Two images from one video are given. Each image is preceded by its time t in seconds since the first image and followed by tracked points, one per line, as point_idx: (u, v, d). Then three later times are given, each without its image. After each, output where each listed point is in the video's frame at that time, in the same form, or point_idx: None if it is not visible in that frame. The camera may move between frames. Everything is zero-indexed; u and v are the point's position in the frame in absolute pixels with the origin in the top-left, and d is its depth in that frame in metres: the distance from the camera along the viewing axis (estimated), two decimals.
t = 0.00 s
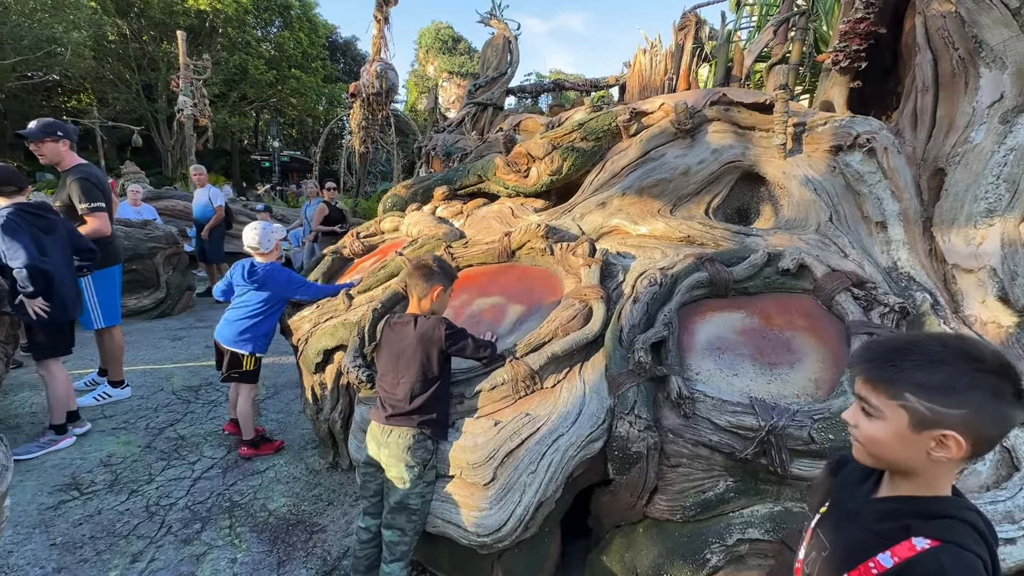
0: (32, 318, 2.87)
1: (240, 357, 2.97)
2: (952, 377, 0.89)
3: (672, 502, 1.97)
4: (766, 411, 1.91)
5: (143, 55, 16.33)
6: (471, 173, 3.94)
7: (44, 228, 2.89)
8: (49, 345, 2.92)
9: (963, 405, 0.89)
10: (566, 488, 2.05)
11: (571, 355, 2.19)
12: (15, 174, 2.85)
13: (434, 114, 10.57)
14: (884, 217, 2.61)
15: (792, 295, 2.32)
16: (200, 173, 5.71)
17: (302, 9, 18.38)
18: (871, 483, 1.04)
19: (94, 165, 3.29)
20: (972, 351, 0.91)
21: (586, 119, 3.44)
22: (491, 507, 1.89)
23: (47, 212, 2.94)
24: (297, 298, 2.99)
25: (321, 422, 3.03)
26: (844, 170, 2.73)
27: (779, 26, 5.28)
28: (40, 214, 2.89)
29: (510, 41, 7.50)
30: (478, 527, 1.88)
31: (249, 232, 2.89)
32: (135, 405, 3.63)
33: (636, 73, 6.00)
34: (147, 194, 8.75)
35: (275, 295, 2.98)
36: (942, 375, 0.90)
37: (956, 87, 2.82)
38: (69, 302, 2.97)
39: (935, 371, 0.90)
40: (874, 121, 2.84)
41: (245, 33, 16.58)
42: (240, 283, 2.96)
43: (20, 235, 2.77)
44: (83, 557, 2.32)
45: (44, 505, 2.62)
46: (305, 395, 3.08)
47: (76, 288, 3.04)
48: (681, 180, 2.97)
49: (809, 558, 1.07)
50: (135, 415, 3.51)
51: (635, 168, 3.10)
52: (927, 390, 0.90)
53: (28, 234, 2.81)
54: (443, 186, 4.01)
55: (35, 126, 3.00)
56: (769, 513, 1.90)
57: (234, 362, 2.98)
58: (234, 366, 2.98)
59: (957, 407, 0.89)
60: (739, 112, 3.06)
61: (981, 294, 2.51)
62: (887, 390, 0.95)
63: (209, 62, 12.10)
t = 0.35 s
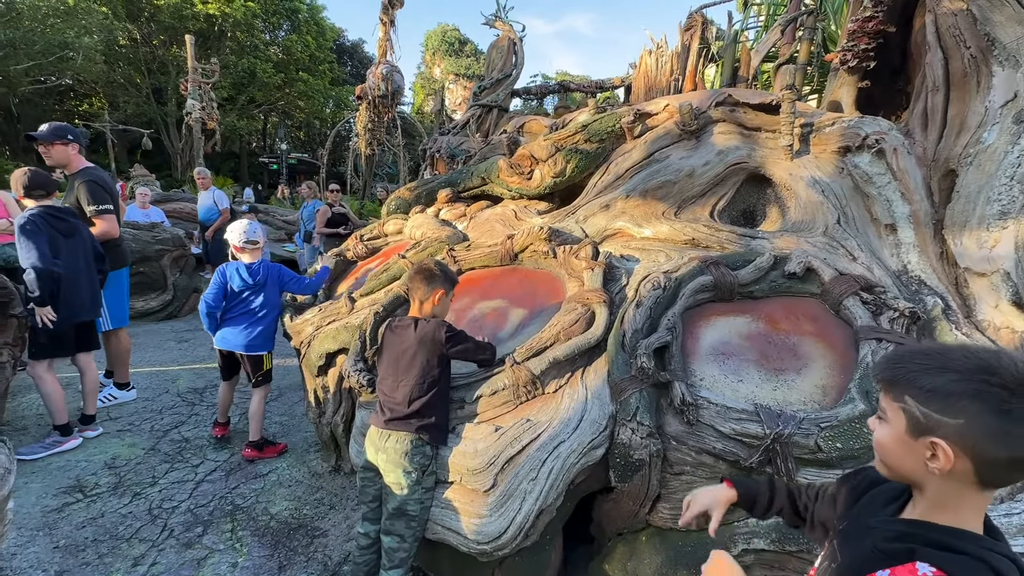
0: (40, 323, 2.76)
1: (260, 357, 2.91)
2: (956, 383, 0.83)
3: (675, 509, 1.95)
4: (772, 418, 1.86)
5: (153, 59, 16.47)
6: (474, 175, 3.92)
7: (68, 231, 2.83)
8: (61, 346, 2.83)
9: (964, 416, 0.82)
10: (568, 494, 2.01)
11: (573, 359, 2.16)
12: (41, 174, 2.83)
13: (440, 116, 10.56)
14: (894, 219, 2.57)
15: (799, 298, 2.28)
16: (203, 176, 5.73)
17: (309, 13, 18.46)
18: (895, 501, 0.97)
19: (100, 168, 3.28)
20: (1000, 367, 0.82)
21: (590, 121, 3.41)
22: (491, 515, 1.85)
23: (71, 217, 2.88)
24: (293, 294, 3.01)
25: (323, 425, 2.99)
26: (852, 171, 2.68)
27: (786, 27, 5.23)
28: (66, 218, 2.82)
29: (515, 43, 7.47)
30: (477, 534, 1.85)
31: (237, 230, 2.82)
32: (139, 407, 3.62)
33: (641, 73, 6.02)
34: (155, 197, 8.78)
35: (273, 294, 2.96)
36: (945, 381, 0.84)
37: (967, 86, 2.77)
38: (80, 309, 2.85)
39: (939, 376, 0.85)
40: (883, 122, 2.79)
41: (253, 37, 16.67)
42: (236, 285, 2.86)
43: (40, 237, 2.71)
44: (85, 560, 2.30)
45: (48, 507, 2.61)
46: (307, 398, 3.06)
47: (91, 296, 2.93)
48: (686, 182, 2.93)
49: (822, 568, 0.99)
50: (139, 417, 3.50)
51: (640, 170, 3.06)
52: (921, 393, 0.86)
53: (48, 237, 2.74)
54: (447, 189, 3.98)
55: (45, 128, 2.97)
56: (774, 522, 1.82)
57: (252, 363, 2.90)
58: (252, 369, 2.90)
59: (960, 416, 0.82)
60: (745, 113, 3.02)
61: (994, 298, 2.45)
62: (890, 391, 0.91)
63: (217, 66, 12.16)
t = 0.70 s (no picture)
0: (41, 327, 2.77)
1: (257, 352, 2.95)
2: (903, 367, 0.90)
3: (681, 514, 1.93)
4: (779, 423, 1.85)
5: (167, 64, 16.65)
6: (481, 178, 3.91)
7: (73, 237, 2.76)
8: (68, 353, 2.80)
9: (905, 397, 0.89)
10: (574, 498, 1.99)
11: (578, 363, 2.15)
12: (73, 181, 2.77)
13: (449, 118, 10.57)
14: (905, 222, 2.52)
15: (807, 301, 2.26)
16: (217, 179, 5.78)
17: (319, 17, 18.60)
18: (870, 489, 1.02)
19: (115, 173, 3.32)
20: (951, 359, 0.88)
21: (597, 122, 3.40)
22: (495, 518, 1.84)
23: (88, 221, 2.81)
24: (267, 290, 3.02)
25: (332, 426, 2.99)
26: (863, 173, 2.65)
27: (797, 27, 5.17)
28: (74, 223, 2.76)
29: (523, 45, 7.46)
30: (482, 537, 1.84)
31: (213, 230, 2.86)
32: (151, 408, 3.64)
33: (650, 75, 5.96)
34: (168, 199, 8.86)
35: (251, 292, 2.96)
36: (892, 366, 0.91)
37: (981, 85, 2.73)
38: (73, 319, 2.78)
39: (889, 362, 0.92)
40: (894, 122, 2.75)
41: (265, 41, 16.82)
42: (215, 286, 2.88)
43: (38, 244, 2.67)
44: (98, 558, 2.31)
45: (62, 505, 2.62)
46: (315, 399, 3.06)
47: (95, 305, 2.85)
48: (694, 184, 2.91)
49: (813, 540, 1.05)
50: (152, 417, 3.52)
51: (647, 172, 3.04)
52: (872, 376, 0.93)
53: (48, 244, 2.70)
54: (454, 191, 3.98)
55: (61, 134, 3.02)
56: (782, 528, 1.78)
57: (251, 359, 2.95)
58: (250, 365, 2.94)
59: (905, 397, 0.89)
60: (753, 115, 3.00)
61: (1010, 300, 2.40)
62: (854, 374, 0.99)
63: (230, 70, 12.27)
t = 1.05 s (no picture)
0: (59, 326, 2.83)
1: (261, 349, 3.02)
2: (843, 334, 1.17)
3: (687, 517, 1.90)
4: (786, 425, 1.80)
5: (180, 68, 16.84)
6: (489, 180, 3.91)
7: (75, 242, 2.71)
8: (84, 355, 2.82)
9: (840, 358, 1.15)
10: (582, 498, 1.98)
11: (585, 364, 2.15)
12: (83, 186, 2.71)
13: (458, 120, 10.58)
14: (917, 223, 2.49)
15: (813, 303, 2.24)
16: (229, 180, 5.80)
17: (329, 21, 18.74)
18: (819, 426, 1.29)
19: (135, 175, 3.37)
20: (877, 331, 1.15)
21: (605, 124, 3.39)
22: (502, 518, 1.84)
23: (91, 225, 2.74)
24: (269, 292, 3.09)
25: (341, 426, 3.00)
26: (874, 173, 2.63)
27: (807, 27, 5.13)
28: (75, 228, 2.70)
29: (531, 48, 7.46)
30: (488, 537, 1.83)
31: (219, 230, 2.89)
32: (162, 407, 3.67)
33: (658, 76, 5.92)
34: (181, 202, 8.94)
35: (254, 292, 3.01)
36: (838, 334, 1.17)
37: (993, 85, 2.70)
38: (73, 323, 2.77)
39: (837, 331, 1.18)
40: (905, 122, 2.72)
41: (276, 45, 16.97)
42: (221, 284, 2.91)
43: (46, 248, 2.73)
44: (111, 554, 2.33)
45: (77, 502, 2.65)
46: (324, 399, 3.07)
47: (97, 309, 2.82)
48: (703, 185, 2.89)
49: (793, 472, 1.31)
50: (163, 416, 3.55)
51: (655, 173, 3.03)
52: (823, 342, 1.19)
53: (53, 247, 2.72)
54: (462, 193, 3.99)
55: (87, 137, 3.07)
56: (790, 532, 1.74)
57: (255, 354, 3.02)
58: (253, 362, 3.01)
59: (841, 357, 1.15)
60: (762, 115, 2.98)
61: None
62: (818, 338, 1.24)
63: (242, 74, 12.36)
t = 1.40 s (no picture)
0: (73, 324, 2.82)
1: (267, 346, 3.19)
2: (825, 316, 1.24)
3: (692, 519, 1.90)
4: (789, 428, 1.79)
5: (189, 71, 16.96)
6: (494, 181, 3.91)
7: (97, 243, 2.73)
8: (98, 353, 2.82)
9: (815, 340, 1.23)
10: (586, 499, 1.98)
11: (588, 365, 2.14)
12: (109, 188, 2.74)
13: (464, 122, 10.58)
14: (924, 224, 2.48)
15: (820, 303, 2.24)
16: (230, 184, 5.77)
17: (336, 23, 18.83)
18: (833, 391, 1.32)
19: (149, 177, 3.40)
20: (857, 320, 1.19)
21: (609, 125, 3.38)
22: (505, 519, 1.84)
23: (113, 227, 2.77)
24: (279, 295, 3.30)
25: (346, 426, 3.01)
26: (881, 174, 2.61)
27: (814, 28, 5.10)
28: (99, 230, 2.72)
29: (537, 49, 7.46)
30: (492, 538, 1.83)
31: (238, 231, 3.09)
32: (170, 407, 3.70)
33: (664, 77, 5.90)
34: (190, 203, 8.99)
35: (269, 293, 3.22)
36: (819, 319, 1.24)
37: (1002, 84, 2.67)
38: (86, 321, 2.76)
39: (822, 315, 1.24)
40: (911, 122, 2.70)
41: (284, 47, 17.06)
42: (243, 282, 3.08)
43: (68, 248, 2.74)
44: (120, 552, 2.35)
45: (87, 500, 2.67)
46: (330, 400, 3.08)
47: (112, 309, 2.81)
48: (708, 186, 2.88)
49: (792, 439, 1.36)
50: (171, 416, 3.57)
51: (661, 174, 3.02)
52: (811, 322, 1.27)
53: (75, 247, 2.74)
54: (467, 194, 3.99)
55: (106, 140, 3.10)
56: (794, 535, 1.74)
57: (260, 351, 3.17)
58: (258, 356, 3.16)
59: (817, 337, 1.23)
60: (768, 116, 2.97)
61: None
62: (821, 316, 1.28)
63: (250, 77, 12.41)
